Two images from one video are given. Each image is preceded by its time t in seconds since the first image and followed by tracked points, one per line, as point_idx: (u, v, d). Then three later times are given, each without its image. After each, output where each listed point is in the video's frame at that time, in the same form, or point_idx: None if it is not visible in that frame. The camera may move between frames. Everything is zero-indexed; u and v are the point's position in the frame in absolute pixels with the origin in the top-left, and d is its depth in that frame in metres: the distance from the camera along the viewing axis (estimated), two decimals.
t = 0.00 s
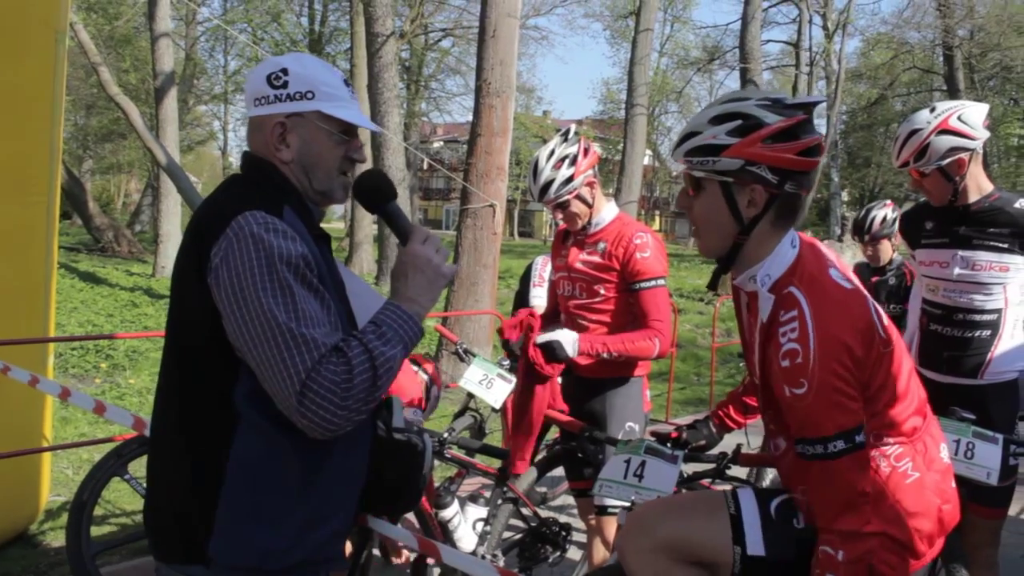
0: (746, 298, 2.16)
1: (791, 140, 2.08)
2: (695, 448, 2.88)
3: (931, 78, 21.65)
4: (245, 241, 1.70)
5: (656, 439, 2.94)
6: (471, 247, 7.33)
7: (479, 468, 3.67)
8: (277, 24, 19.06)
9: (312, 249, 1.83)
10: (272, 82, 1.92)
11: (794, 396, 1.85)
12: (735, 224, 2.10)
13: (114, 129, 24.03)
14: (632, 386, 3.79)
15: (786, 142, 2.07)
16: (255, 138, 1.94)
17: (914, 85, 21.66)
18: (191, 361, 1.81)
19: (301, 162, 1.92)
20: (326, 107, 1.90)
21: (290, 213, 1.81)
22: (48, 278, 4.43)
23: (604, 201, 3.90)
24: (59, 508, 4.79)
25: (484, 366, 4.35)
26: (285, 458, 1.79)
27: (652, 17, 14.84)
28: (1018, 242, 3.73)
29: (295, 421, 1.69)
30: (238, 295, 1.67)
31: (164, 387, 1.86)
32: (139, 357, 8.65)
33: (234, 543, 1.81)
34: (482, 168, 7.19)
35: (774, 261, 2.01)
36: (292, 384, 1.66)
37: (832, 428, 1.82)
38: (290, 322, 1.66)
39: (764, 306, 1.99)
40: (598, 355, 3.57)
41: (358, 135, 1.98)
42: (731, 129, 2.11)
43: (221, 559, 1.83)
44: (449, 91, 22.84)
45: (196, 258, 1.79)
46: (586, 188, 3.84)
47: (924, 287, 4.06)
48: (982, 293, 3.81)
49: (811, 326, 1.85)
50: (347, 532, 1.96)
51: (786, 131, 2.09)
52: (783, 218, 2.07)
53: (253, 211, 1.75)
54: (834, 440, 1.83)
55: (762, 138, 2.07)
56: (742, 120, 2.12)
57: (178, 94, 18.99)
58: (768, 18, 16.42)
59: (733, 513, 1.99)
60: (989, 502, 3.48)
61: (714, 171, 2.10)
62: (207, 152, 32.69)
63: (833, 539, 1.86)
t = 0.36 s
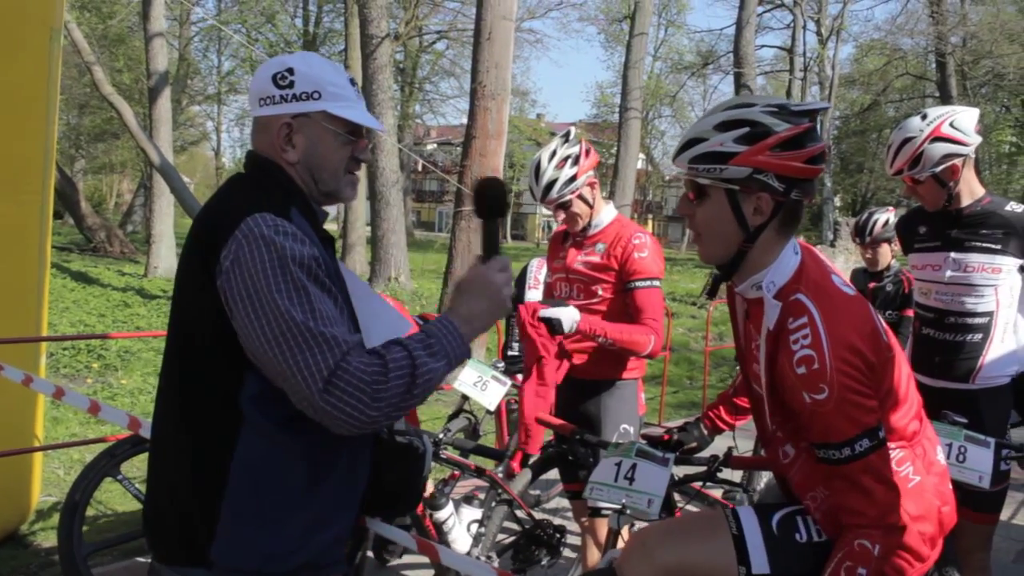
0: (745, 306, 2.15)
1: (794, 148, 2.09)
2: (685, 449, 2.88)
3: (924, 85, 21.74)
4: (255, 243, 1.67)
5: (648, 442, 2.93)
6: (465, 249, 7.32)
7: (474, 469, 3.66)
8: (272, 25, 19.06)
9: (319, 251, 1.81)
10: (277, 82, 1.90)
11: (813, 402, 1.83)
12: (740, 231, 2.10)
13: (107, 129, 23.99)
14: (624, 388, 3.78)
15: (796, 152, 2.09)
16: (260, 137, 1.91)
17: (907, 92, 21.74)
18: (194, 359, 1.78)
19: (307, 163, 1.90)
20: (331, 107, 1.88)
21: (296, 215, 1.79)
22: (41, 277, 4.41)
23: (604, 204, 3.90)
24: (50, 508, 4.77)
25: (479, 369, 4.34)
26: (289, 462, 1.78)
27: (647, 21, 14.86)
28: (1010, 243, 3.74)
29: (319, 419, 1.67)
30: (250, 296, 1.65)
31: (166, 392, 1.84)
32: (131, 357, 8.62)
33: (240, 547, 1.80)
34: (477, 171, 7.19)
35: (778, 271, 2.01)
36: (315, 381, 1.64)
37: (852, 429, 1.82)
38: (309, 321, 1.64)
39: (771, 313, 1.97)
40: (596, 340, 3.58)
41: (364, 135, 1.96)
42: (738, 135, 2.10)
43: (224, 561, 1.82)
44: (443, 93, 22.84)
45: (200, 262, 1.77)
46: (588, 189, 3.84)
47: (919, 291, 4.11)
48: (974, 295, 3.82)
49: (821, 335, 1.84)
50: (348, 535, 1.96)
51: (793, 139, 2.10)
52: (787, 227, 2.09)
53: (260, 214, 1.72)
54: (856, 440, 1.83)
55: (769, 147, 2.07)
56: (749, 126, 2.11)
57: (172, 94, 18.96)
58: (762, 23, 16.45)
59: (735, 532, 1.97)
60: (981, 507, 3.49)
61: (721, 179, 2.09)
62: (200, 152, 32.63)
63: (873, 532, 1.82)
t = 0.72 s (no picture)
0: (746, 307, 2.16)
1: (797, 145, 2.09)
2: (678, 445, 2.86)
3: (918, 85, 21.79)
4: (274, 232, 1.65)
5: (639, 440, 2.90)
6: (460, 246, 7.31)
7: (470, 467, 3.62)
8: (267, 21, 19.03)
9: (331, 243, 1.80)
10: (283, 75, 1.87)
11: (819, 399, 1.82)
12: (742, 230, 2.09)
13: (99, 124, 23.92)
14: (624, 386, 3.78)
15: (799, 148, 2.08)
16: (264, 130, 1.89)
17: (901, 93, 21.79)
18: (195, 348, 1.76)
19: (313, 158, 1.89)
20: (339, 101, 1.86)
21: (306, 209, 1.78)
22: (35, 271, 4.37)
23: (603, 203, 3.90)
24: (43, 504, 4.75)
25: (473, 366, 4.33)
26: (294, 460, 1.77)
27: (642, 20, 14.85)
28: (1000, 236, 3.74)
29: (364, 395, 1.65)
30: (273, 284, 1.62)
31: (167, 390, 1.83)
32: (125, 354, 8.59)
33: (244, 546, 1.79)
34: (472, 168, 7.18)
35: (782, 269, 2.01)
36: (360, 358, 1.63)
37: (856, 431, 1.81)
38: (340, 303, 1.63)
39: (776, 312, 1.96)
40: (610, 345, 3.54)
41: (371, 129, 1.95)
42: (740, 134, 2.09)
43: (228, 562, 1.80)
44: (438, 91, 22.82)
45: (203, 255, 1.74)
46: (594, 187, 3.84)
47: (912, 290, 4.12)
48: (965, 291, 3.82)
49: (827, 334, 1.83)
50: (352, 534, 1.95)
51: (794, 135, 2.10)
52: (789, 225, 2.09)
53: (274, 205, 1.70)
54: (855, 440, 1.81)
55: (771, 145, 2.06)
56: (749, 123, 2.11)
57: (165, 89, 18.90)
58: (757, 22, 16.45)
59: (735, 541, 1.98)
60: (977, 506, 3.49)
61: (722, 178, 2.08)
62: (193, 148, 32.54)
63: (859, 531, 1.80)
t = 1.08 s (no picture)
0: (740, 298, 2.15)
1: (795, 138, 2.10)
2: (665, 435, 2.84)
3: (910, 78, 21.82)
4: (271, 219, 1.63)
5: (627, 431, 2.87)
6: (451, 237, 7.29)
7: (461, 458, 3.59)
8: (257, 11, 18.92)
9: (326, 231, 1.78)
10: (284, 60, 1.84)
11: (812, 396, 1.81)
12: (737, 222, 2.08)
13: (88, 114, 23.77)
14: (620, 376, 3.78)
15: (796, 140, 2.10)
16: (261, 115, 1.87)
17: (892, 85, 21.82)
18: (186, 337, 1.74)
19: (313, 145, 1.87)
20: (341, 87, 1.85)
21: (303, 194, 1.77)
22: (22, 259, 4.30)
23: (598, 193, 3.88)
24: (33, 495, 4.72)
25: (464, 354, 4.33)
26: (293, 448, 1.75)
27: (634, 11, 14.82)
28: (984, 229, 3.75)
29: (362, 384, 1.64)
30: (269, 272, 1.60)
31: (163, 377, 1.80)
32: (114, 344, 8.55)
33: (242, 534, 1.77)
34: (464, 158, 7.16)
35: (776, 261, 2.00)
36: (357, 347, 1.61)
37: (848, 427, 1.81)
38: (338, 290, 1.62)
39: (771, 306, 1.94)
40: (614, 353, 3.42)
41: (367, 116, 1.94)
42: (736, 125, 2.08)
43: (225, 552, 1.78)
44: (429, 81, 22.75)
45: (197, 243, 1.72)
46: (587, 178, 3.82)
47: (900, 280, 4.14)
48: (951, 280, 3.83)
49: (823, 328, 1.82)
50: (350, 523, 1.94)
51: (793, 127, 2.11)
52: (784, 216, 2.09)
53: (270, 192, 1.68)
54: (847, 437, 1.82)
55: (767, 136, 2.06)
56: (748, 115, 2.11)
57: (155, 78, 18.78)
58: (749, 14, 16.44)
59: (730, 532, 1.98)
60: (966, 495, 3.50)
61: (718, 169, 2.07)
62: (183, 138, 32.38)
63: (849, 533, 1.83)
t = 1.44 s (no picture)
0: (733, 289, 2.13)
1: (773, 128, 2.04)
2: (655, 425, 2.85)
3: (899, 69, 21.86)
4: (257, 212, 1.61)
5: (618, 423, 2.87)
6: (442, 229, 7.27)
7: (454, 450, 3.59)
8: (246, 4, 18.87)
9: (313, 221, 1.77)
10: (284, 50, 1.78)
11: (810, 390, 1.80)
12: (716, 215, 2.07)
13: (76, 108, 23.68)
14: (609, 367, 3.78)
15: (769, 132, 2.03)
16: (241, 106, 1.81)
17: (882, 76, 21.84)
18: (174, 332, 1.72)
19: (310, 136, 1.85)
20: (338, 75, 1.84)
21: (288, 183, 1.75)
22: (9, 253, 4.27)
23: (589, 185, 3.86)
24: (23, 490, 4.70)
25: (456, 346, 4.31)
26: (285, 439, 1.74)
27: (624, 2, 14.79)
28: (981, 212, 3.74)
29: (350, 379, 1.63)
30: (256, 266, 1.59)
31: (148, 368, 1.79)
32: (104, 339, 8.52)
33: (233, 527, 1.76)
34: (454, 150, 7.14)
35: (770, 256, 1.98)
36: (346, 342, 1.60)
37: (844, 421, 1.81)
38: (326, 284, 1.60)
39: (765, 301, 1.93)
40: (596, 338, 3.53)
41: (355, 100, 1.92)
42: (710, 115, 2.08)
43: (217, 544, 1.77)
44: (419, 74, 22.73)
45: (183, 238, 1.70)
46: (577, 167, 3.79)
47: (891, 266, 4.14)
48: (945, 266, 3.83)
49: (821, 321, 1.81)
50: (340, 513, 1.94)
51: (769, 117, 2.05)
52: (769, 209, 2.05)
53: (257, 183, 1.66)
54: (848, 431, 1.81)
55: (741, 126, 2.03)
56: (722, 105, 2.08)
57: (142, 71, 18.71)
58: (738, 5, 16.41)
59: (727, 526, 1.96)
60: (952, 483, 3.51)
61: (692, 158, 2.08)
62: (172, 132, 32.27)
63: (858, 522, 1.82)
